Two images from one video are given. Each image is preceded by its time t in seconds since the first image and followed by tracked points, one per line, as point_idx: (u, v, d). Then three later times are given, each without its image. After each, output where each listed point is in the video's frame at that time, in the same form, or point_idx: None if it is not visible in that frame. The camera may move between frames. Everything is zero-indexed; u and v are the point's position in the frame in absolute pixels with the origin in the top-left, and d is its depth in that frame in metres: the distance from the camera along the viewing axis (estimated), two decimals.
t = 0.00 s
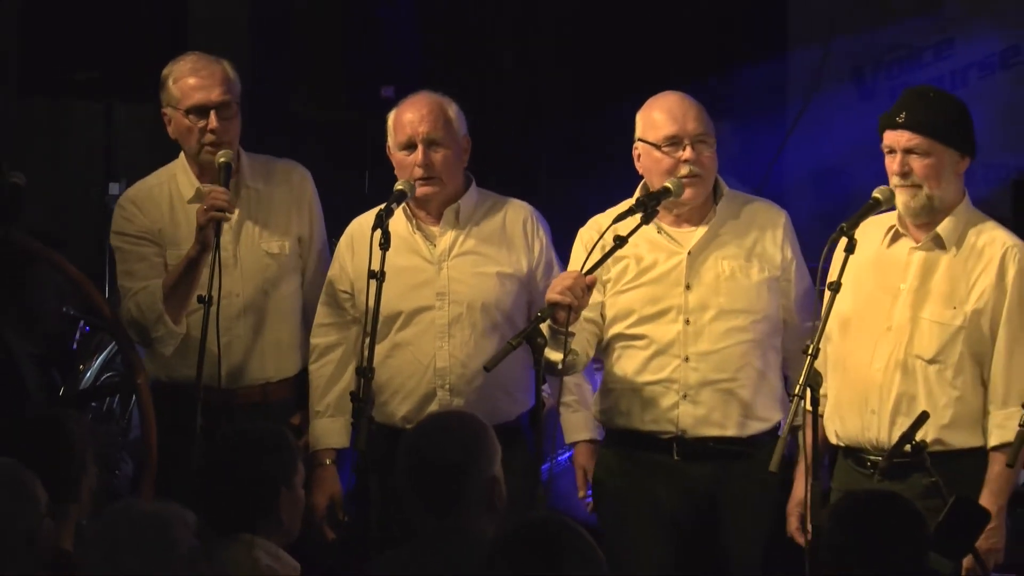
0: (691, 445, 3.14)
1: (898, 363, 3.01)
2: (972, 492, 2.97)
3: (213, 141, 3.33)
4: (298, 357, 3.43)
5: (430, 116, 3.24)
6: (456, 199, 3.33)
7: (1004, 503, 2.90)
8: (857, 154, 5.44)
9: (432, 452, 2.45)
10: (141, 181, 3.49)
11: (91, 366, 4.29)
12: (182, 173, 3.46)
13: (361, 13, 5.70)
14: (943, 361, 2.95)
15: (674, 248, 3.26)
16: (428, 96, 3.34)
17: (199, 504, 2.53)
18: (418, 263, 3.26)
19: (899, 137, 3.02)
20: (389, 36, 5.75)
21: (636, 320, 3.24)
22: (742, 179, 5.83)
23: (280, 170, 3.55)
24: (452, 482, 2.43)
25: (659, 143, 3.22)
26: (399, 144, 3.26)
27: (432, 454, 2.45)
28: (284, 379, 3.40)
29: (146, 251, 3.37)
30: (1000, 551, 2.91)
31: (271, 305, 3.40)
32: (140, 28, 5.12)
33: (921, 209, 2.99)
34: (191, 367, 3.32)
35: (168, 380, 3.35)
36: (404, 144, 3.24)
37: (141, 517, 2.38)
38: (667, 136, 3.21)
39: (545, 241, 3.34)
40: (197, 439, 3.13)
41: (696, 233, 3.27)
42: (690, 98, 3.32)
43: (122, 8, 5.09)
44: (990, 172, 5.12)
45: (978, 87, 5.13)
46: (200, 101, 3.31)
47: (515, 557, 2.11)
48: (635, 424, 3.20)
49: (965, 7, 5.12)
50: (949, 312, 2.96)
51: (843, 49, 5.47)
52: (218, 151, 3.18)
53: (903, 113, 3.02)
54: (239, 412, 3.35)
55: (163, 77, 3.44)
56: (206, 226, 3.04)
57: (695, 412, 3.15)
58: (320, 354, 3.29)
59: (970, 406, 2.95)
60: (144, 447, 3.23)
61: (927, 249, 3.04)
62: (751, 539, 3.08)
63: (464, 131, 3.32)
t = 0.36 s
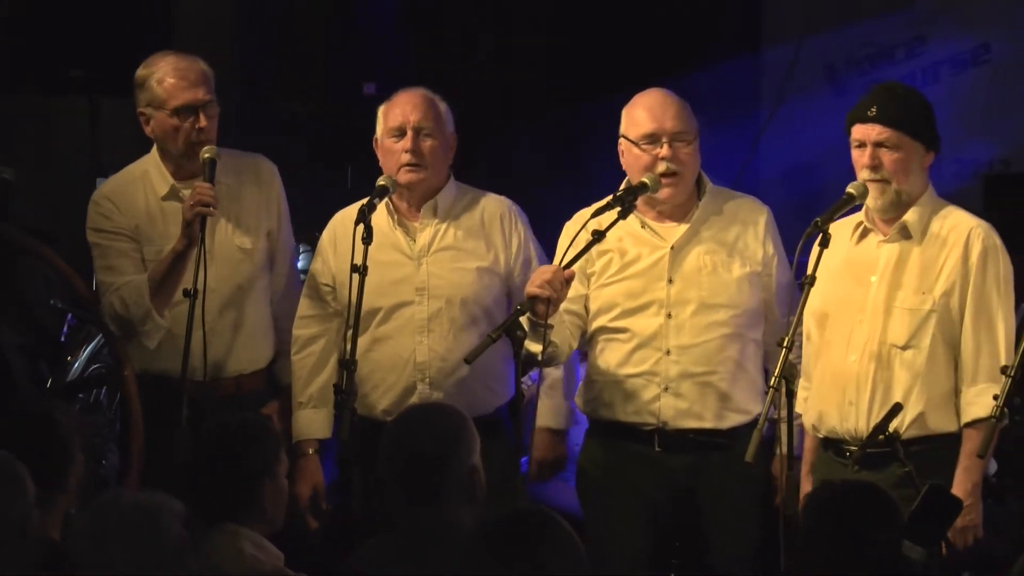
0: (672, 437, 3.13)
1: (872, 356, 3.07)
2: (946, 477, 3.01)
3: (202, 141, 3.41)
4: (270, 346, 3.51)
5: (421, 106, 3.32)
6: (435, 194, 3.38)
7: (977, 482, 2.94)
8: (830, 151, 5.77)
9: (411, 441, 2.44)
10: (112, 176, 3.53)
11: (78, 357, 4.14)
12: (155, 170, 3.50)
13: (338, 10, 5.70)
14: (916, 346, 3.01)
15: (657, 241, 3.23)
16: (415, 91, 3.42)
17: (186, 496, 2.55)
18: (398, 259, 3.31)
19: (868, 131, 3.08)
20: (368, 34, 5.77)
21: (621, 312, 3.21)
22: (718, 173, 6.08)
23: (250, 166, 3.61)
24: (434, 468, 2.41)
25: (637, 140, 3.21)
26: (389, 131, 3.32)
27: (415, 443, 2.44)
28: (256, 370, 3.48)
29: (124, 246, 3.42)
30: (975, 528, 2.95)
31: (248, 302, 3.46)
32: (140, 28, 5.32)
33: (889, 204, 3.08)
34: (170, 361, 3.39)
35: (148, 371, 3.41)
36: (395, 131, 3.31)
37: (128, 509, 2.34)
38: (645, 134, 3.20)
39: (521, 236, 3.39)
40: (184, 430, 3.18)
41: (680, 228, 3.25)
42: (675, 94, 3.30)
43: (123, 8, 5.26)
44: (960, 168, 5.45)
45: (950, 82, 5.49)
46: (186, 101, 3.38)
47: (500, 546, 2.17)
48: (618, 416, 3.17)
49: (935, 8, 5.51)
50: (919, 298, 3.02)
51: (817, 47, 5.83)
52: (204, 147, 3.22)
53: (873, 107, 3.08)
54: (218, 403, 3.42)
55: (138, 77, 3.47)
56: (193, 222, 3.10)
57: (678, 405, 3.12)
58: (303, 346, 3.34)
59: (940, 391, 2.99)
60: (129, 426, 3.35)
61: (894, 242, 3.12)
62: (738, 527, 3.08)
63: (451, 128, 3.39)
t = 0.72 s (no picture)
0: (649, 430, 3.18)
1: (849, 352, 3.11)
2: (920, 473, 3.05)
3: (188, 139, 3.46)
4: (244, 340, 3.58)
5: (407, 105, 3.37)
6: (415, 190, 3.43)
7: (952, 477, 2.97)
8: (805, 152, 5.89)
9: (395, 436, 2.49)
10: (95, 174, 3.58)
11: (67, 352, 4.22)
12: (136, 168, 3.56)
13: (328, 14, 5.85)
14: (892, 343, 3.06)
15: (640, 238, 3.28)
16: (395, 90, 3.45)
17: (172, 486, 2.55)
18: (381, 255, 3.37)
19: (840, 128, 3.14)
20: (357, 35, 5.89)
21: (602, 307, 3.26)
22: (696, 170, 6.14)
23: (227, 164, 3.66)
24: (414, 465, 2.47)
25: (610, 138, 3.29)
26: (379, 131, 3.35)
27: (397, 440, 2.48)
28: (229, 367, 3.55)
29: (109, 244, 3.48)
30: (949, 523, 2.97)
31: (228, 299, 3.52)
32: (139, 27, 5.53)
33: (862, 201, 3.12)
34: (155, 355, 3.46)
35: (134, 366, 3.48)
36: (384, 130, 3.34)
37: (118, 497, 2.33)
38: (614, 133, 3.28)
39: (502, 232, 3.45)
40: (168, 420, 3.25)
41: (661, 228, 3.29)
42: (660, 93, 3.35)
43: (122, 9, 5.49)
44: (934, 165, 5.56)
45: (924, 80, 5.60)
46: (173, 101, 3.43)
47: (483, 540, 2.10)
48: (598, 408, 3.22)
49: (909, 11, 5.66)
50: (895, 295, 3.07)
51: (798, 47, 5.98)
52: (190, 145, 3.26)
53: (844, 105, 3.14)
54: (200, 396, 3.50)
55: (121, 78, 3.51)
56: (180, 219, 3.15)
57: (655, 399, 3.17)
58: (288, 342, 3.40)
59: (916, 385, 3.04)
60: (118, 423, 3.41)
61: (871, 239, 3.17)
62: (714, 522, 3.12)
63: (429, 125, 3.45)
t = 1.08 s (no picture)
0: (633, 423, 3.23)
1: (827, 346, 3.16)
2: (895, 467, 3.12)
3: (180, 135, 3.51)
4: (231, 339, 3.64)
5: (420, 129, 3.35)
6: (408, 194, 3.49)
7: (929, 474, 3.05)
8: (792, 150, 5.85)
9: (388, 428, 2.53)
10: (88, 168, 3.63)
11: (60, 346, 4.29)
12: (128, 163, 3.61)
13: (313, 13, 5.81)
14: (868, 339, 3.11)
15: (628, 234, 3.34)
16: (403, 103, 3.39)
17: (161, 474, 2.53)
18: (370, 248, 3.42)
19: (826, 125, 3.19)
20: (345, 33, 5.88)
21: (588, 302, 3.31)
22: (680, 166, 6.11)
23: (215, 161, 3.72)
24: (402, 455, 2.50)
25: (598, 134, 3.35)
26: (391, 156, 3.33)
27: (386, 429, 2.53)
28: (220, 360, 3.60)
29: (100, 238, 3.53)
30: (924, 519, 3.05)
31: (216, 293, 3.58)
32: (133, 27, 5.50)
33: (847, 197, 3.16)
34: (147, 348, 3.51)
35: (129, 360, 3.52)
36: (401, 160, 3.33)
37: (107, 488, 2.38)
38: (602, 129, 3.33)
39: (484, 227, 3.54)
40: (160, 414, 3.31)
41: (649, 224, 3.35)
42: (649, 92, 3.40)
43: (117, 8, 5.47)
44: (911, 163, 5.59)
45: (902, 79, 5.61)
46: (166, 97, 3.48)
47: (463, 518, 2.13)
48: (583, 400, 3.28)
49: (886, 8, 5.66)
50: (874, 291, 3.12)
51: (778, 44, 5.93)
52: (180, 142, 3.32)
53: (831, 103, 3.19)
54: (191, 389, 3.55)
55: (116, 74, 3.56)
56: (169, 216, 3.20)
57: (638, 392, 3.22)
58: (274, 334, 3.45)
59: (893, 380, 3.10)
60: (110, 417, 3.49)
61: (853, 234, 3.21)
62: (696, 512, 3.18)
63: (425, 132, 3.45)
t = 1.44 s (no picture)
0: (623, 415, 3.28)
1: (813, 338, 3.21)
2: (879, 453, 3.17)
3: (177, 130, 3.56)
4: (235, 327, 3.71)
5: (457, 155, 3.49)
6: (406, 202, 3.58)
7: (915, 459, 3.11)
8: (773, 148, 5.76)
9: (382, 418, 2.60)
10: (89, 163, 3.69)
11: (57, 340, 4.31)
12: (128, 158, 3.66)
13: (304, 14, 5.91)
14: (854, 329, 3.16)
15: (617, 229, 3.39)
16: (442, 123, 3.50)
17: (154, 465, 2.58)
18: (379, 245, 3.49)
19: (807, 126, 3.23)
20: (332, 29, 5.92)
21: (577, 298, 3.37)
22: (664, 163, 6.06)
23: (217, 157, 3.77)
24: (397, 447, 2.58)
25: (585, 132, 3.39)
26: (429, 178, 3.44)
27: (381, 421, 2.59)
28: (218, 353, 3.66)
29: (96, 230, 3.58)
30: (911, 502, 3.09)
31: (214, 286, 3.64)
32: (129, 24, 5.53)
33: (830, 194, 3.22)
34: (142, 340, 3.58)
35: (122, 352, 3.60)
36: (437, 182, 3.46)
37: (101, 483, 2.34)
38: (590, 127, 3.38)
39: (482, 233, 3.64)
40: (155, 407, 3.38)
41: (638, 220, 3.40)
42: (638, 91, 3.45)
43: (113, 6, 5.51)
44: (893, 161, 5.48)
45: (882, 77, 5.50)
46: (163, 93, 3.53)
47: (463, 519, 2.12)
48: (572, 393, 3.33)
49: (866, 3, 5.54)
50: (858, 283, 3.17)
51: (759, 46, 5.84)
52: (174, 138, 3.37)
53: (810, 102, 3.24)
54: (187, 381, 3.60)
55: (116, 71, 3.63)
56: (163, 210, 3.26)
57: (626, 385, 3.28)
58: (276, 322, 3.50)
59: (876, 370, 3.15)
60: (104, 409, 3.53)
61: (833, 228, 3.27)
62: (683, 502, 3.23)
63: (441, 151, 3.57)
